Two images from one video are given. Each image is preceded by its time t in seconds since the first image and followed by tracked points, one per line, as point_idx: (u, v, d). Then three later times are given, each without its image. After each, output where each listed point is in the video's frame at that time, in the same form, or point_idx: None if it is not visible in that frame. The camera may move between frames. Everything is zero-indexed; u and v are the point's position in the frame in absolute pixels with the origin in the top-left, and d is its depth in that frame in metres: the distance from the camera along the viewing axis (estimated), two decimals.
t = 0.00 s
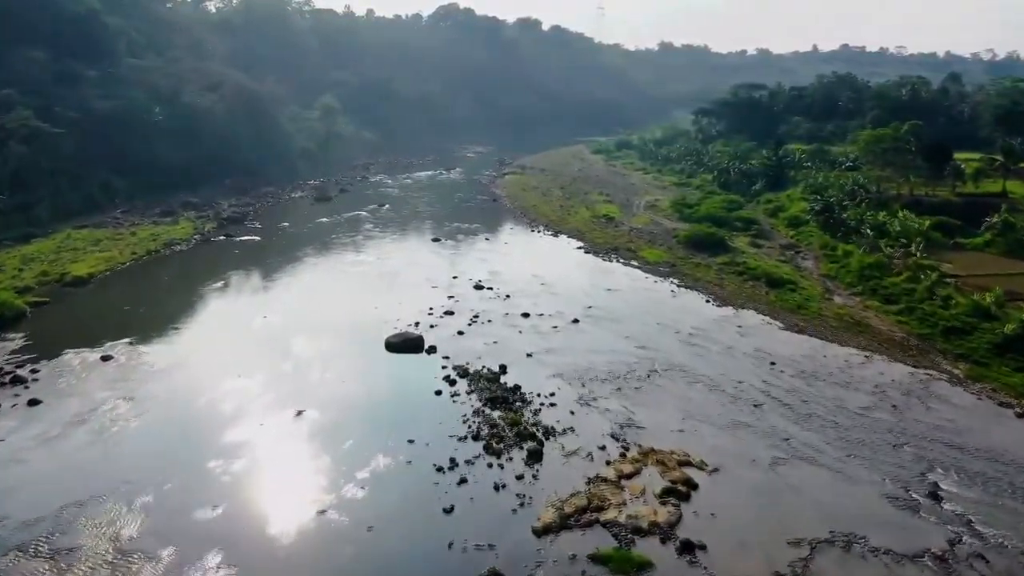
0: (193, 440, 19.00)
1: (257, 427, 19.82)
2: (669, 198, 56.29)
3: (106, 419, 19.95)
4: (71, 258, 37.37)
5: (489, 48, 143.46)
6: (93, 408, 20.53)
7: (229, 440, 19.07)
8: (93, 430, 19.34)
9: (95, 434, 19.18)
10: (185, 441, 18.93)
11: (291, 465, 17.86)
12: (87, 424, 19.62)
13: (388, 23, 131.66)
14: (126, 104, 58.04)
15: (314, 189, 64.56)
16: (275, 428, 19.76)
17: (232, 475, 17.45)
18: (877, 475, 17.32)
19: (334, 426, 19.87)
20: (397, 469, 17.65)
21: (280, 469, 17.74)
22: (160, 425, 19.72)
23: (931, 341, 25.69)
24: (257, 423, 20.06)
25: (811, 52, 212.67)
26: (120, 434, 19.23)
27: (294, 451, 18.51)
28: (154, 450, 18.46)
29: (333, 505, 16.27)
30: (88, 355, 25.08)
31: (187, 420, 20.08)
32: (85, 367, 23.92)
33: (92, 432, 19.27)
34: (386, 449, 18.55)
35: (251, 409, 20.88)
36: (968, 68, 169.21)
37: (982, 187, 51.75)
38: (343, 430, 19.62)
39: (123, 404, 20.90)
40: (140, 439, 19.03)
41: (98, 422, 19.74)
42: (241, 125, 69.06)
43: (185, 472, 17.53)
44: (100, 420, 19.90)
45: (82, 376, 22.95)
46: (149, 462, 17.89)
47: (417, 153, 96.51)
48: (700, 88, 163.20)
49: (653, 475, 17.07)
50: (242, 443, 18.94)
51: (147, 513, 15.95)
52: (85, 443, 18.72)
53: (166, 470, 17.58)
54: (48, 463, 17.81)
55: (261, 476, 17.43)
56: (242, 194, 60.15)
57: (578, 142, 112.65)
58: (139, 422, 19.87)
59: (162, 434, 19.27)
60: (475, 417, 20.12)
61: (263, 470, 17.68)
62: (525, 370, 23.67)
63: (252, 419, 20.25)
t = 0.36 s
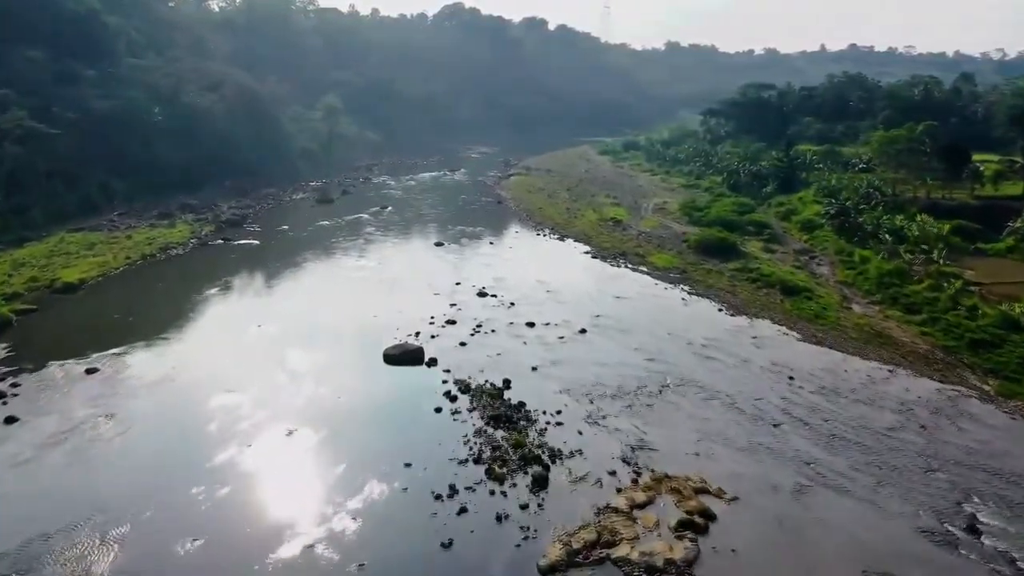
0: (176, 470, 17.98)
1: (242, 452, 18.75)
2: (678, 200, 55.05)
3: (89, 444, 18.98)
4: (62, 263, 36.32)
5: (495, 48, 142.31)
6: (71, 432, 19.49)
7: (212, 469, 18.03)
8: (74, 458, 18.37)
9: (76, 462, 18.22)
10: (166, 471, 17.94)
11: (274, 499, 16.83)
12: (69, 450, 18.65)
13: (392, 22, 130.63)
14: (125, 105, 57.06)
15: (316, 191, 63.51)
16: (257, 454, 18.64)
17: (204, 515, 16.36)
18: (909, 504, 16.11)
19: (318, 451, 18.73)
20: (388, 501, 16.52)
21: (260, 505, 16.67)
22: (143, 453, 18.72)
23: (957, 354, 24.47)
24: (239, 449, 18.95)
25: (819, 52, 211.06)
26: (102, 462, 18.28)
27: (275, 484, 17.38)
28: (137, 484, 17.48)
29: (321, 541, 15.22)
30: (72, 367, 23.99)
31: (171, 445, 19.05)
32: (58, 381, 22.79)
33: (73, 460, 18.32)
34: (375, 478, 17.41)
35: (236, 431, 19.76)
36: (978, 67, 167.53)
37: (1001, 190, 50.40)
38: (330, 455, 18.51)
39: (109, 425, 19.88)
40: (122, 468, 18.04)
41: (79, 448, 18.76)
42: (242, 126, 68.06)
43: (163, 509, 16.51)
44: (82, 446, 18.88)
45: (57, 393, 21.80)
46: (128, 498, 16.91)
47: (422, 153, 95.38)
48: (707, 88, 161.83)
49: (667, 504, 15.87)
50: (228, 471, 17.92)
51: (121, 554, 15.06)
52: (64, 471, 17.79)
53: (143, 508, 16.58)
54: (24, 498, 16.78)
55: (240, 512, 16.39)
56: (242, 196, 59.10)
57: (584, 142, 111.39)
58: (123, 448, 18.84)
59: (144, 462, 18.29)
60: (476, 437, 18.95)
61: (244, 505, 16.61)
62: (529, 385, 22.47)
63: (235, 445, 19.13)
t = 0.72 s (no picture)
0: (155, 498, 16.94)
1: (227, 474, 17.70)
2: (686, 203, 53.80)
3: (63, 471, 17.92)
4: (51, 269, 35.23)
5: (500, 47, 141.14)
6: (49, 457, 18.43)
7: (194, 494, 16.98)
8: (44, 488, 17.30)
9: (47, 492, 17.17)
10: (145, 499, 16.92)
11: (258, 526, 15.76)
12: (37, 479, 17.55)
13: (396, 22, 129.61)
14: (122, 105, 56.10)
15: (317, 192, 62.40)
16: (243, 476, 17.60)
17: (186, 543, 15.34)
18: (944, 540, 14.89)
19: (311, 472, 17.68)
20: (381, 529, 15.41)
21: (246, 530, 15.64)
22: (121, 479, 17.69)
23: (985, 369, 23.24)
24: (227, 469, 17.94)
25: (826, 52, 209.48)
26: (75, 490, 17.25)
27: (262, 508, 16.32)
28: (115, 514, 16.40)
29: None
30: (53, 382, 22.88)
31: (151, 471, 17.99)
32: (45, 397, 21.79)
33: (41, 489, 17.25)
34: (370, 501, 16.34)
35: (222, 451, 18.70)
36: (987, 67, 165.90)
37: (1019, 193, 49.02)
38: (322, 477, 17.43)
39: (85, 450, 18.86)
40: (97, 497, 17.02)
41: (53, 476, 17.75)
42: (242, 126, 67.01)
43: (138, 541, 15.47)
44: (56, 473, 17.86)
45: (46, 411, 20.86)
46: (101, 530, 15.87)
47: (425, 154, 94.19)
48: (714, 88, 160.41)
49: (683, 539, 14.65)
50: (212, 498, 16.77)
51: None
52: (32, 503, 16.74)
53: (117, 540, 15.53)
54: None
55: (225, 539, 15.37)
56: (241, 198, 58.00)
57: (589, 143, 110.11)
58: (97, 476, 17.81)
59: (121, 490, 17.27)
60: (477, 461, 17.75)
61: (228, 532, 15.55)
62: (533, 402, 21.27)
63: (221, 465, 18.10)
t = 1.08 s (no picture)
0: (132, 518, 16.13)
1: (206, 495, 16.86)
2: (695, 205, 52.50)
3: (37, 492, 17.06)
4: (39, 275, 34.14)
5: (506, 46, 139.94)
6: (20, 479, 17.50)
7: (172, 516, 16.11)
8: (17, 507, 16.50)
9: (19, 511, 16.36)
10: (120, 520, 16.09)
11: (236, 549, 14.88)
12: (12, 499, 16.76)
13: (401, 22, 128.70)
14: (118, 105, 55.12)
15: (318, 194, 61.23)
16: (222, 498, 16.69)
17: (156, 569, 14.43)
18: None
19: (292, 493, 16.76)
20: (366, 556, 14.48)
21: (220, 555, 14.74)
22: (97, 499, 16.88)
23: (1016, 386, 21.97)
24: (206, 489, 17.06)
25: (834, 52, 207.95)
26: (49, 510, 16.46)
27: (242, 531, 15.44)
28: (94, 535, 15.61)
29: None
30: (30, 399, 21.80)
31: (129, 490, 17.17)
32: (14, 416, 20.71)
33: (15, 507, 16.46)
34: (354, 526, 15.39)
35: (204, 470, 17.86)
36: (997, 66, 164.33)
37: None
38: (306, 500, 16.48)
39: (62, 469, 18.04)
40: (71, 518, 16.21)
41: (25, 495, 16.92)
42: (241, 127, 65.93)
43: (110, 566, 14.62)
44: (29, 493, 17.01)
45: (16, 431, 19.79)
46: (73, 552, 15.04)
47: (428, 155, 92.95)
48: (721, 88, 159.07)
49: None
50: (202, 518, 15.98)
51: None
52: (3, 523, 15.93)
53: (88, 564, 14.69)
54: None
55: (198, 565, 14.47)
56: (239, 201, 56.90)
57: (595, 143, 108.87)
58: (74, 495, 17.01)
59: (97, 510, 16.46)
60: (477, 489, 16.54)
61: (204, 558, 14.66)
62: (537, 421, 20.03)
63: (201, 485, 17.23)
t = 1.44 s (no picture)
0: (127, 522, 16.34)
1: (200, 500, 17.02)
2: (704, 208, 51.25)
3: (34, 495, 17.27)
4: (28, 281, 33.18)
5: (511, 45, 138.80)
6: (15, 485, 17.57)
7: (166, 521, 16.30)
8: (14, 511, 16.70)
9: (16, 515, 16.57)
10: (115, 524, 16.30)
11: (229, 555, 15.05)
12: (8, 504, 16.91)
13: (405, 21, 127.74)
14: (115, 104, 54.16)
15: (318, 196, 60.11)
16: (216, 504, 16.83)
17: None
18: None
19: (286, 500, 16.82)
20: (359, 562, 14.52)
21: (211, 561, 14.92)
22: (93, 502, 17.09)
23: None
24: (200, 495, 17.25)
25: (841, 52, 206.40)
26: (46, 513, 16.68)
27: (233, 537, 15.59)
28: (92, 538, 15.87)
29: None
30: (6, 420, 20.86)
31: (125, 494, 17.40)
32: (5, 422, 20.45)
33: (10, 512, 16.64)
34: (346, 530, 15.47)
35: (198, 475, 18.03)
36: (1006, 66, 162.74)
37: None
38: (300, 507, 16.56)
39: (59, 473, 18.23)
40: (66, 523, 16.39)
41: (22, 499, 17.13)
42: (242, 128, 64.93)
43: (103, 571, 14.80)
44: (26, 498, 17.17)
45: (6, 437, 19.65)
46: (68, 557, 15.26)
47: (432, 155, 91.81)
48: (728, 88, 157.72)
49: None
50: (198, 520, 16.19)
51: None
52: None
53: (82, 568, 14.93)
54: None
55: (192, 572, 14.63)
56: (238, 203, 55.82)
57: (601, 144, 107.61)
58: (71, 499, 17.21)
59: (92, 514, 16.68)
60: (477, 520, 15.43)
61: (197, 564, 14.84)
62: (542, 442, 18.85)
63: (196, 491, 17.42)
